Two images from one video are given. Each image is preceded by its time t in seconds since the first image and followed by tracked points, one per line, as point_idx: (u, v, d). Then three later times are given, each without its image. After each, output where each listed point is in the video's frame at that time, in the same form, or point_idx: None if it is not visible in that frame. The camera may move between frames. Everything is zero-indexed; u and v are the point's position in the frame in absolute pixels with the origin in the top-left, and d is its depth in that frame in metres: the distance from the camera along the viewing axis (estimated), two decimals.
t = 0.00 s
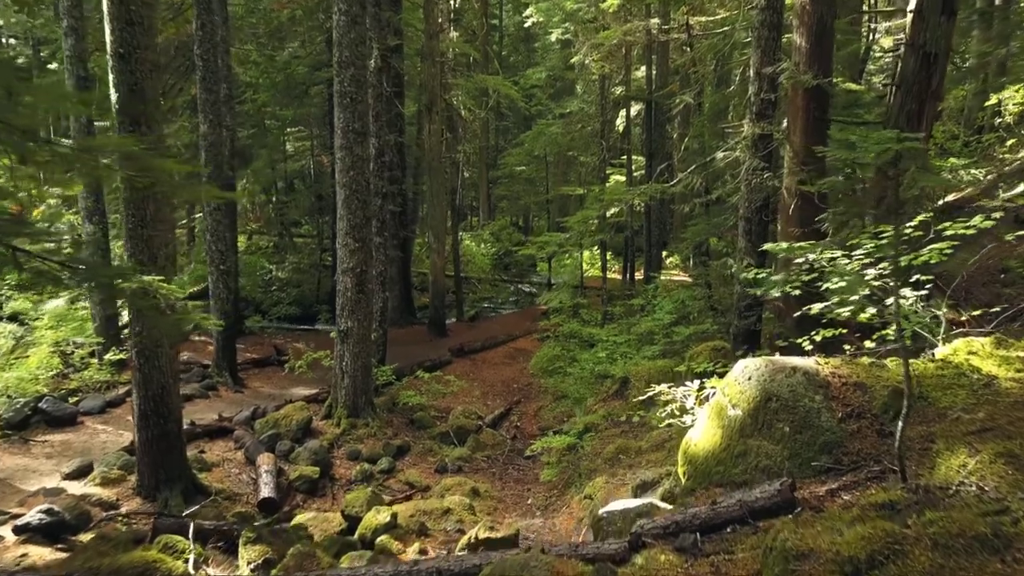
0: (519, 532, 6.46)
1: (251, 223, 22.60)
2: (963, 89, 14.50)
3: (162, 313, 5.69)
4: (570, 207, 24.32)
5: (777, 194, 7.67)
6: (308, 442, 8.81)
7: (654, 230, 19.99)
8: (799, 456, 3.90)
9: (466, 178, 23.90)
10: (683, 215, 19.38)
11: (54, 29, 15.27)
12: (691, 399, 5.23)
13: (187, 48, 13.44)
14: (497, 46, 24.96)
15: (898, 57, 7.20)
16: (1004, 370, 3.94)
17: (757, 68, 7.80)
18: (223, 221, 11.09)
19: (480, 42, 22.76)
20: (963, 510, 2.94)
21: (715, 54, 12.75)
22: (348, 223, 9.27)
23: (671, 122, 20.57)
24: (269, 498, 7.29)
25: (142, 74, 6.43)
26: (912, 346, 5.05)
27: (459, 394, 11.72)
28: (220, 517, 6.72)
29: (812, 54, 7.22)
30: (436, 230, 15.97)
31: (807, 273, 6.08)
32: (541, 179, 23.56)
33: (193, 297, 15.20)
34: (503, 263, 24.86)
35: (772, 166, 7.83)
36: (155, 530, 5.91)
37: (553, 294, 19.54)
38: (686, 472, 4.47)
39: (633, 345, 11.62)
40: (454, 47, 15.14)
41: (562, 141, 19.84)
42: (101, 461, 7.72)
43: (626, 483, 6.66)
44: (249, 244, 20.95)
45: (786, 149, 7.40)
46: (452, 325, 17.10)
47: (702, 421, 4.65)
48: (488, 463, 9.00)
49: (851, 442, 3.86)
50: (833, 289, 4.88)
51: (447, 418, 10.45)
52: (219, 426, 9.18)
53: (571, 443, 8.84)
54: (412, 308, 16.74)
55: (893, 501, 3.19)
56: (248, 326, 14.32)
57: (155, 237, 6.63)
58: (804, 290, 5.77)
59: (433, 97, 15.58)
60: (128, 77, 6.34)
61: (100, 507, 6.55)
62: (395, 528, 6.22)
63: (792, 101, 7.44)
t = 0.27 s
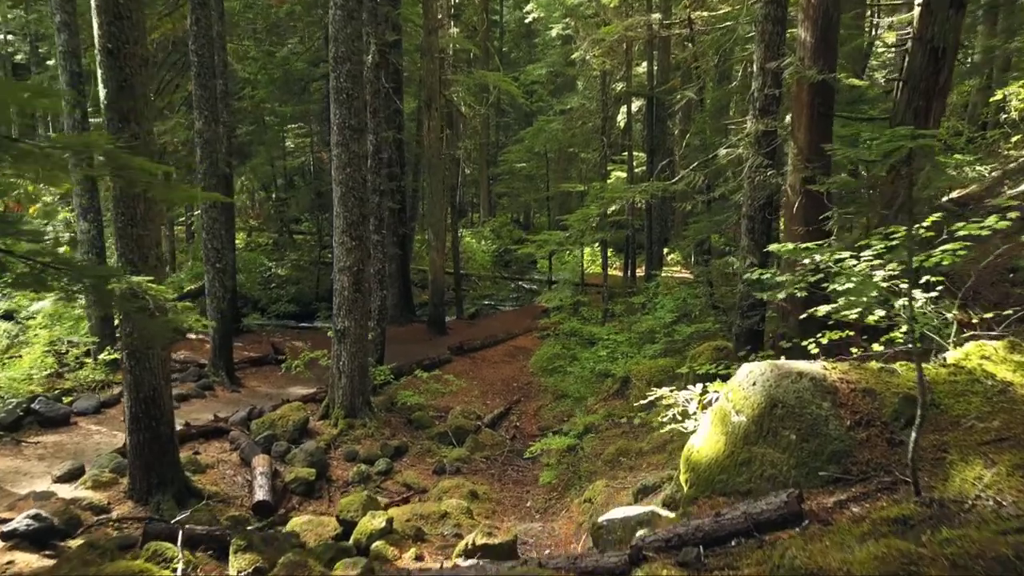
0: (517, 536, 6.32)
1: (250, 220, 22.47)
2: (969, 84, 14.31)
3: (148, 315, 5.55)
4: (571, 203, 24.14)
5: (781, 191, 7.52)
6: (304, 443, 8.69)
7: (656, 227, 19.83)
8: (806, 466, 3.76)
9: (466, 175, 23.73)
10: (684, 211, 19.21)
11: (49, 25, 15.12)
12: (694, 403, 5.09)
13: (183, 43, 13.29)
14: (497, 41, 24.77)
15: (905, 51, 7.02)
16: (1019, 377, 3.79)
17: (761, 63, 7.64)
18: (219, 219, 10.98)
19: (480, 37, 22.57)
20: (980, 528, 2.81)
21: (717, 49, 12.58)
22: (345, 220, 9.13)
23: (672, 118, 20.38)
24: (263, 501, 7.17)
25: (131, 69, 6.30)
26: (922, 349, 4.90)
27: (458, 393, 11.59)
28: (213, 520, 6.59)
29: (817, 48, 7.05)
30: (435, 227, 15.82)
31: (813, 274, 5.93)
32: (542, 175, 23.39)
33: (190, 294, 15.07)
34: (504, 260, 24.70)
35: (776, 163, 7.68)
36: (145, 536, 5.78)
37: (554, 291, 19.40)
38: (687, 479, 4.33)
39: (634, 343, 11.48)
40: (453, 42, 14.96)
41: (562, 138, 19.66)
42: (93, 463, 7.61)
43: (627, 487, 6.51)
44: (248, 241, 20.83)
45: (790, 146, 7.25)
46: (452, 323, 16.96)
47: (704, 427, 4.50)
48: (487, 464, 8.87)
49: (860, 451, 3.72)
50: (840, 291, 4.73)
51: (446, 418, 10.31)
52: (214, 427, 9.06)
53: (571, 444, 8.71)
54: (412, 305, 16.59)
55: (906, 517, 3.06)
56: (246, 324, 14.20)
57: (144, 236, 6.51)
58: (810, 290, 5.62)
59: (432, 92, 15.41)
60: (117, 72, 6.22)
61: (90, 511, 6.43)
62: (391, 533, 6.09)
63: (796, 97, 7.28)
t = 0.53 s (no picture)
0: (514, 548, 6.13)
1: (248, 219, 22.26)
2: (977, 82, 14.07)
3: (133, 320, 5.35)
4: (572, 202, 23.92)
5: (786, 192, 7.33)
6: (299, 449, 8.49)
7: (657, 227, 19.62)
8: (818, 484, 3.57)
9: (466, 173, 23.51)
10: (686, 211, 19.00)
11: (42, 21, 14.90)
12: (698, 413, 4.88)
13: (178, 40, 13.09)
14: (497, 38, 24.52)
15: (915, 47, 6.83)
16: None
17: (767, 60, 7.43)
18: (213, 219, 10.78)
19: (480, 34, 22.34)
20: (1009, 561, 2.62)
21: (721, 46, 12.36)
22: (340, 221, 8.93)
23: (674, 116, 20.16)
24: (254, 509, 6.97)
25: (118, 65, 6.10)
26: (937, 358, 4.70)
27: (456, 397, 11.40)
28: (202, 530, 6.40)
29: (825, 44, 6.84)
30: (434, 226, 15.63)
31: (822, 278, 5.73)
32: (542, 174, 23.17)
33: (186, 295, 14.87)
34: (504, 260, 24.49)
35: (782, 163, 7.47)
36: (130, 548, 5.60)
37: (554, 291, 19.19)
38: (692, 495, 4.13)
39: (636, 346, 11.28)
40: (452, 38, 14.73)
41: (563, 136, 19.44)
42: (81, 469, 7.41)
43: (628, 497, 6.32)
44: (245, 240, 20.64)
45: (797, 145, 7.05)
46: (450, 323, 16.77)
47: (709, 441, 4.29)
48: (485, 471, 8.68)
49: (875, 471, 3.53)
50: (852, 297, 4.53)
51: (444, 422, 10.12)
52: (207, 432, 8.87)
53: (571, 451, 8.51)
54: (411, 306, 16.40)
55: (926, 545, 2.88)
56: (242, 325, 13.99)
57: (132, 237, 6.31)
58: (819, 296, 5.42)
59: (431, 90, 15.21)
60: (103, 68, 6.03)
61: (76, 521, 6.24)
62: (384, 545, 5.92)
63: (803, 94, 7.08)
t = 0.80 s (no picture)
0: (512, 560, 5.96)
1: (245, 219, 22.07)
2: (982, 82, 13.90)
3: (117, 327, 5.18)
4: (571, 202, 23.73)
5: (790, 194, 7.15)
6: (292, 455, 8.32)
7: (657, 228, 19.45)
8: (828, 503, 3.41)
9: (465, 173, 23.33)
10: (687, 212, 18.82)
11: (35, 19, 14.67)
12: (700, 423, 4.68)
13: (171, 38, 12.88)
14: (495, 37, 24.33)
15: (922, 45, 6.66)
16: None
17: (770, 58, 7.23)
18: (207, 220, 10.62)
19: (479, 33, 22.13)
20: None
21: (722, 45, 12.16)
22: (335, 222, 8.76)
23: (674, 116, 19.99)
24: (246, 518, 6.81)
25: (104, 64, 5.89)
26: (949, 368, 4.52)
27: (454, 402, 11.23)
28: (191, 541, 6.23)
29: (830, 41, 6.64)
30: (432, 227, 15.44)
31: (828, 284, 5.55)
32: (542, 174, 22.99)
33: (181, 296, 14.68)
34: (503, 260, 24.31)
35: (785, 163, 7.30)
36: (116, 563, 5.42)
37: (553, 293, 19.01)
38: (693, 511, 3.93)
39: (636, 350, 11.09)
40: (451, 37, 14.52)
41: (563, 136, 19.27)
42: (68, 478, 7.23)
43: (629, 508, 6.13)
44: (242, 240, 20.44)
45: (802, 146, 6.89)
46: (448, 325, 16.61)
47: (711, 454, 4.07)
48: (482, 478, 8.52)
49: (887, 489, 3.36)
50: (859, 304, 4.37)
51: (441, 427, 9.96)
52: (198, 438, 8.69)
53: (570, 458, 8.33)
54: (408, 308, 16.23)
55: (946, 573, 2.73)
56: (237, 327, 13.82)
57: (119, 240, 6.12)
58: (826, 303, 5.24)
59: (429, 89, 15.01)
60: (89, 67, 5.81)
61: (61, 533, 6.07)
62: (378, 558, 5.76)
63: (807, 93, 6.89)
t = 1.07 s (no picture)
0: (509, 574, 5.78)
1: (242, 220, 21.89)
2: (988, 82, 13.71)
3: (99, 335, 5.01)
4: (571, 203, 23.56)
5: (795, 197, 6.97)
6: (285, 463, 8.14)
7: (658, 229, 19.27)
8: (839, 525, 3.23)
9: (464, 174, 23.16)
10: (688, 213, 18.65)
11: (29, 18, 14.52)
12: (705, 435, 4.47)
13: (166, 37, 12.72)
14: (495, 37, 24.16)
15: (930, 44, 6.49)
16: None
17: (775, 57, 7.05)
18: (200, 222, 10.44)
19: (479, 33, 21.97)
20: None
21: (724, 45, 12.00)
22: (329, 225, 8.58)
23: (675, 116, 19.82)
24: (236, 529, 6.62)
25: (89, 63, 5.72)
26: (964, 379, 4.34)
27: (451, 407, 11.07)
28: (179, 553, 6.06)
29: (837, 40, 6.47)
30: (430, 228, 15.26)
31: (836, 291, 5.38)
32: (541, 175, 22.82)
33: (176, 299, 14.50)
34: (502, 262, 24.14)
35: (790, 165, 7.12)
36: None
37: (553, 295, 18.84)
38: (697, 531, 3.73)
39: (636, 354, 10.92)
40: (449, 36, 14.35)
41: (562, 136, 19.11)
42: (55, 487, 7.06)
43: (629, 520, 5.96)
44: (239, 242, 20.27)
45: (808, 148, 6.72)
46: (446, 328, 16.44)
47: (715, 470, 3.88)
48: (479, 486, 8.34)
49: (903, 512, 3.19)
50: (868, 313, 4.21)
51: (438, 433, 9.78)
52: (190, 446, 8.51)
53: (569, 466, 8.16)
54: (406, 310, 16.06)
55: None
56: (232, 330, 13.65)
57: (105, 244, 5.95)
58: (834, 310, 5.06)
59: (427, 89, 14.83)
60: (73, 66, 5.64)
61: (44, 545, 5.90)
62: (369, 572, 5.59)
63: (813, 93, 6.72)
